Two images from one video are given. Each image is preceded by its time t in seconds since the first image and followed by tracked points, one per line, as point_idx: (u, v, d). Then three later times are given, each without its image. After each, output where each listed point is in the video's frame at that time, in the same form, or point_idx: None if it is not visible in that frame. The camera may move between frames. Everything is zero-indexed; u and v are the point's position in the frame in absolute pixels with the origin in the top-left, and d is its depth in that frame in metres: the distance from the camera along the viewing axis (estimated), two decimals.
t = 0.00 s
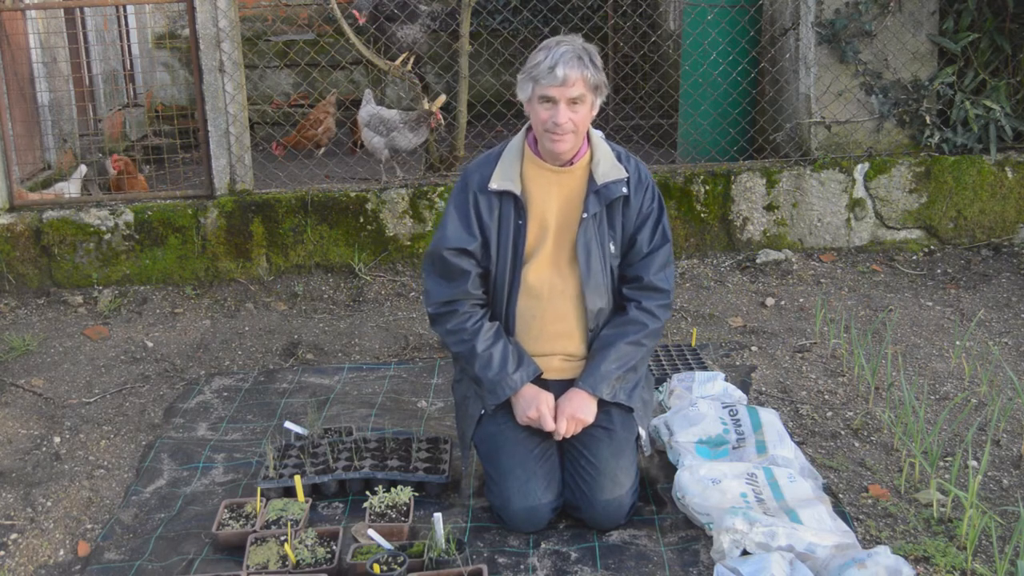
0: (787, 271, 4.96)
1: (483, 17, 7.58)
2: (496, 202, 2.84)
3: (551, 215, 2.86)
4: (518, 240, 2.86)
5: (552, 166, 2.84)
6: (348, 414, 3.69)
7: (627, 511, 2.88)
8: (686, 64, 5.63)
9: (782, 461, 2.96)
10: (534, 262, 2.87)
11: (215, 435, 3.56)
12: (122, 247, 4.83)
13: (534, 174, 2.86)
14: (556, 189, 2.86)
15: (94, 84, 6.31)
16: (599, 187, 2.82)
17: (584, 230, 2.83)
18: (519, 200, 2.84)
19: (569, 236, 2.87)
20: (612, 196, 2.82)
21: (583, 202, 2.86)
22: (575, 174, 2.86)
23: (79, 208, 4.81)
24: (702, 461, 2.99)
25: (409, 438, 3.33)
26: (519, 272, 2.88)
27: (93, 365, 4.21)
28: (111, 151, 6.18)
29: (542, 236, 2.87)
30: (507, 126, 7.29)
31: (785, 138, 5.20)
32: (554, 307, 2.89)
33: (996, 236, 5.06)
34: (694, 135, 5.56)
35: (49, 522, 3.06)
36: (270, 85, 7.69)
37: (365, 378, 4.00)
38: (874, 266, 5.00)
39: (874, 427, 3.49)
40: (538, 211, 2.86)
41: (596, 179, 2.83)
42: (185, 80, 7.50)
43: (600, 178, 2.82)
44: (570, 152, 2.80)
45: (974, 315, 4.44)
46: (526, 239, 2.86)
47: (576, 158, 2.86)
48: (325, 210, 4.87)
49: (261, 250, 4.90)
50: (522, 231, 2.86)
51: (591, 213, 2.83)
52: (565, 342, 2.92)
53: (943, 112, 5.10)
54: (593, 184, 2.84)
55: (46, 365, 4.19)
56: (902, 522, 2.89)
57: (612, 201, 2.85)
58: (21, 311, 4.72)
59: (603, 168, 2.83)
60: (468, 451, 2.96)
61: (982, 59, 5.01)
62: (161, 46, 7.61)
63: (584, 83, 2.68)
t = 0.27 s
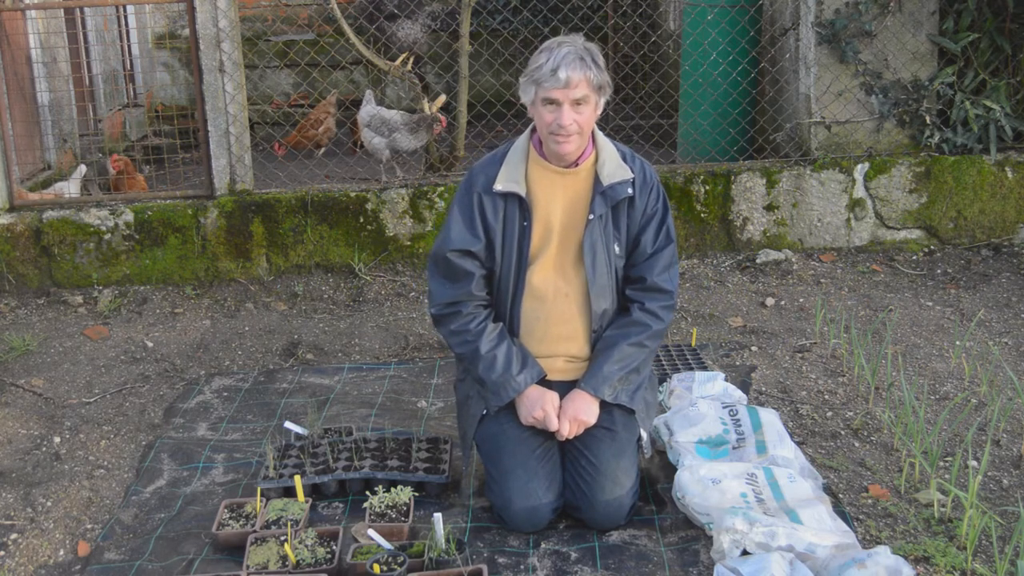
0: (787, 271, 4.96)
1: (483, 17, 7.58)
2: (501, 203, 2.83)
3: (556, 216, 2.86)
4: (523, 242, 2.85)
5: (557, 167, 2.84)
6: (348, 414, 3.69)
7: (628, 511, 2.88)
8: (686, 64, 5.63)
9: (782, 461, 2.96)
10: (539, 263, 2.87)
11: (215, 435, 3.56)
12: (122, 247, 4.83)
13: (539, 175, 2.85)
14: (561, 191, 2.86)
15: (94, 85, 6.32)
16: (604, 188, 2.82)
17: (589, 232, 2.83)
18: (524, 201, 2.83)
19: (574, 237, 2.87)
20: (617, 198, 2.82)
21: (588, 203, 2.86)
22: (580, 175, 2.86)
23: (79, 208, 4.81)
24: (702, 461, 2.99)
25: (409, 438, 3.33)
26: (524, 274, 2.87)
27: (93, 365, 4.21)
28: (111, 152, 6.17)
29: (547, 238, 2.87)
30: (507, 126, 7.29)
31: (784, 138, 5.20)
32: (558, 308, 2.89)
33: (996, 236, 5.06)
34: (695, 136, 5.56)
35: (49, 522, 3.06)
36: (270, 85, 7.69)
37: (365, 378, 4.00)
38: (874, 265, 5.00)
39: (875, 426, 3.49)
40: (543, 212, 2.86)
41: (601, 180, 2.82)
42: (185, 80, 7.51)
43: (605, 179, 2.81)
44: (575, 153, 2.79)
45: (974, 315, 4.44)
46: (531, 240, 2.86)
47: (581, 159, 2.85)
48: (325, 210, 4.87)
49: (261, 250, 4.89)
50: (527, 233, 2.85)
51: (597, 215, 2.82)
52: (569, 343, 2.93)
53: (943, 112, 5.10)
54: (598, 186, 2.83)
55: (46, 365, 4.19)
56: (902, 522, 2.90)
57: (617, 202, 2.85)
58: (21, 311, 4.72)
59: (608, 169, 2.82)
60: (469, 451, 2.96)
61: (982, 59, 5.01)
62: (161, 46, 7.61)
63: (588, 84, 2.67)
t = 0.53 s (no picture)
0: (787, 271, 4.96)
1: (483, 17, 7.58)
2: (503, 200, 2.84)
3: (557, 214, 2.86)
4: (524, 239, 2.86)
5: (558, 165, 2.84)
6: (348, 414, 3.69)
7: (628, 511, 2.88)
8: (686, 64, 5.63)
9: (782, 461, 2.96)
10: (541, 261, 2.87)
11: (215, 435, 3.56)
12: (122, 247, 4.83)
13: (540, 173, 2.85)
14: (562, 189, 2.86)
15: (94, 84, 6.31)
16: (605, 185, 2.82)
17: (590, 229, 2.84)
18: (525, 199, 2.83)
19: (576, 234, 2.87)
20: (618, 194, 2.82)
21: (589, 200, 2.86)
22: (580, 173, 2.86)
23: (79, 208, 4.81)
24: (702, 461, 2.99)
25: (409, 438, 3.33)
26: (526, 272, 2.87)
27: (93, 365, 4.21)
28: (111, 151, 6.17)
29: (548, 235, 2.87)
30: (507, 126, 7.29)
31: (784, 138, 5.20)
32: (561, 306, 2.89)
33: (996, 236, 5.06)
34: (695, 135, 5.55)
35: (49, 522, 3.06)
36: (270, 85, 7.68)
37: (365, 378, 4.00)
38: (874, 266, 5.00)
39: (875, 427, 3.49)
40: (545, 209, 2.86)
41: (602, 178, 2.82)
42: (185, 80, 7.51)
43: (606, 177, 2.82)
44: (572, 152, 2.79)
45: (974, 315, 4.44)
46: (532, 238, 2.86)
47: (582, 156, 2.85)
48: (325, 210, 4.87)
49: (261, 250, 4.90)
50: (529, 230, 2.85)
51: (597, 212, 2.82)
52: (572, 341, 2.92)
53: (943, 112, 5.10)
54: (599, 183, 2.83)
55: (46, 365, 4.19)
56: (902, 522, 2.90)
57: (618, 199, 2.85)
58: (21, 311, 4.72)
59: (609, 167, 2.83)
60: (470, 450, 2.96)
61: (982, 59, 5.01)
62: (161, 46, 7.61)
63: (582, 86, 2.65)
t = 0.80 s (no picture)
0: (787, 271, 4.96)
1: (483, 17, 7.58)
2: (501, 199, 2.85)
3: (555, 213, 2.86)
4: (522, 236, 2.87)
5: (555, 164, 2.84)
6: (348, 414, 3.69)
7: (628, 511, 2.88)
8: (686, 64, 5.63)
9: (782, 461, 2.96)
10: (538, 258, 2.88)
11: (215, 435, 3.56)
12: (122, 247, 4.83)
13: (538, 171, 2.86)
14: (560, 187, 2.86)
15: (94, 84, 6.32)
16: (602, 184, 2.82)
17: (587, 228, 2.84)
18: (523, 197, 2.84)
19: (574, 232, 2.87)
20: (615, 192, 2.82)
21: (586, 199, 2.86)
22: (578, 171, 2.85)
23: (79, 208, 4.81)
24: (702, 461, 2.99)
25: (409, 438, 3.33)
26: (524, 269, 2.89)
27: (93, 365, 4.21)
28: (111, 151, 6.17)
29: (546, 234, 2.86)
30: (507, 126, 7.29)
31: (784, 138, 5.20)
32: (561, 304, 2.88)
33: (996, 236, 5.06)
34: (695, 135, 5.55)
35: (49, 522, 3.06)
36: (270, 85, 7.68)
37: (365, 378, 4.00)
38: (874, 266, 5.00)
39: (875, 427, 3.49)
40: (542, 208, 2.86)
41: (599, 176, 2.82)
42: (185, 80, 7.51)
43: (603, 175, 2.82)
44: (569, 151, 2.80)
45: (974, 315, 4.44)
46: (530, 235, 2.87)
47: (579, 155, 2.84)
48: (325, 210, 4.87)
49: (261, 250, 4.90)
50: (527, 227, 2.87)
51: (594, 210, 2.83)
52: (572, 339, 2.91)
53: (943, 112, 5.10)
54: (596, 181, 2.83)
55: (46, 365, 4.19)
56: (902, 522, 2.90)
57: (616, 197, 2.84)
58: (21, 311, 4.72)
59: (606, 166, 2.83)
60: (470, 450, 2.96)
61: (982, 59, 5.01)
62: (161, 46, 7.61)
63: (577, 86, 2.66)
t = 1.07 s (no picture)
0: (787, 271, 4.96)
1: (483, 17, 7.58)
2: (497, 196, 2.86)
3: (551, 211, 2.86)
4: (518, 233, 2.88)
5: (550, 161, 2.84)
6: (348, 414, 3.69)
7: (628, 511, 2.88)
8: (686, 64, 5.63)
9: (782, 461, 2.96)
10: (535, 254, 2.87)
11: (215, 435, 3.56)
12: (122, 247, 4.83)
13: (533, 168, 2.87)
14: (555, 184, 2.87)
15: (94, 84, 6.32)
16: (596, 181, 2.81)
17: (583, 225, 2.84)
18: (519, 193, 2.85)
19: (570, 229, 2.87)
20: (610, 189, 2.81)
21: (581, 196, 2.86)
22: (574, 168, 2.86)
23: (79, 208, 4.81)
24: (702, 461, 2.99)
25: (409, 438, 3.33)
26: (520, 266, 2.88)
27: (93, 365, 4.21)
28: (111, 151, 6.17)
29: (543, 230, 2.86)
30: (507, 125, 7.29)
31: (784, 138, 5.20)
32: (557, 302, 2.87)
33: (996, 236, 5.06)
34: (695, 135, 5.55)
35: (49, 522, 3.06)
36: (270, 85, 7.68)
37: (365, 378, 4.00)
38: (874, 265, 5.00)
39: (874, 427, 3.49)
40: (538, 205, 2.86)
41: (594, 174, 2.82)
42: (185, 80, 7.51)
43: (597, 172, 2.81)
44: (564, 146, 2.80)
45: (974, 315, 4.44)
46: (526, 232, 2.87)
47: (573, 152, 2.84)
48: (325, 210, 4.87)
49: (261, 250, 4.90)
50: (524, 224, 2.87)
51: (590, 207, 2.83)
52: (569, 338, 2.90)
53: (943, 112, 5.10)
54: (591, 179, 2.83)
55: (46, 365, 4.19)
56: (902, 522, 2.90)
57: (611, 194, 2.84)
58: (21, 311, 4.72)
59: (600, 163, 2.82)
60: (470, 451, 2.96)
61: (982, 59, 5.01)
62: (161, 46, 7.61)
63: (570, 77, 2.67)
